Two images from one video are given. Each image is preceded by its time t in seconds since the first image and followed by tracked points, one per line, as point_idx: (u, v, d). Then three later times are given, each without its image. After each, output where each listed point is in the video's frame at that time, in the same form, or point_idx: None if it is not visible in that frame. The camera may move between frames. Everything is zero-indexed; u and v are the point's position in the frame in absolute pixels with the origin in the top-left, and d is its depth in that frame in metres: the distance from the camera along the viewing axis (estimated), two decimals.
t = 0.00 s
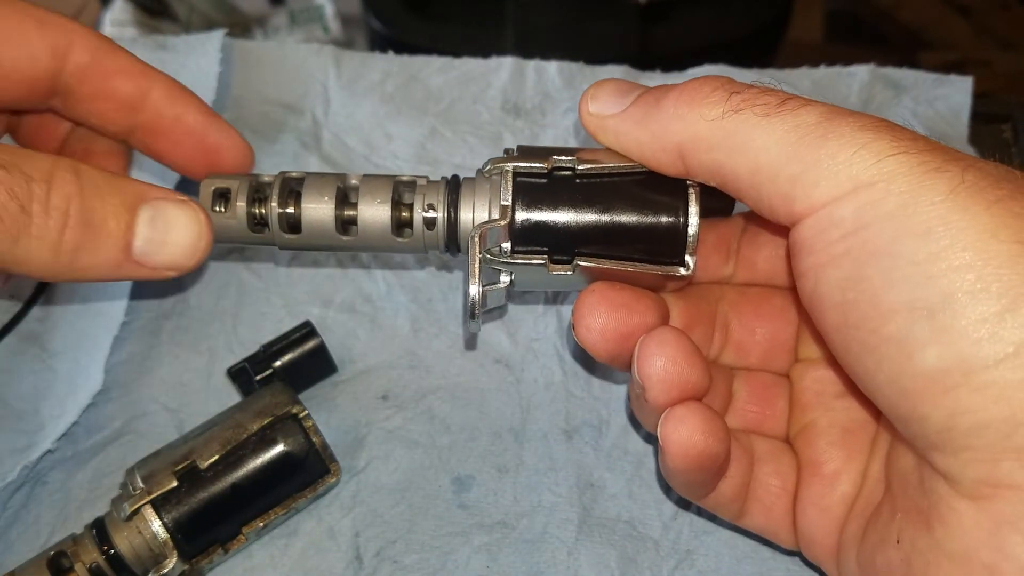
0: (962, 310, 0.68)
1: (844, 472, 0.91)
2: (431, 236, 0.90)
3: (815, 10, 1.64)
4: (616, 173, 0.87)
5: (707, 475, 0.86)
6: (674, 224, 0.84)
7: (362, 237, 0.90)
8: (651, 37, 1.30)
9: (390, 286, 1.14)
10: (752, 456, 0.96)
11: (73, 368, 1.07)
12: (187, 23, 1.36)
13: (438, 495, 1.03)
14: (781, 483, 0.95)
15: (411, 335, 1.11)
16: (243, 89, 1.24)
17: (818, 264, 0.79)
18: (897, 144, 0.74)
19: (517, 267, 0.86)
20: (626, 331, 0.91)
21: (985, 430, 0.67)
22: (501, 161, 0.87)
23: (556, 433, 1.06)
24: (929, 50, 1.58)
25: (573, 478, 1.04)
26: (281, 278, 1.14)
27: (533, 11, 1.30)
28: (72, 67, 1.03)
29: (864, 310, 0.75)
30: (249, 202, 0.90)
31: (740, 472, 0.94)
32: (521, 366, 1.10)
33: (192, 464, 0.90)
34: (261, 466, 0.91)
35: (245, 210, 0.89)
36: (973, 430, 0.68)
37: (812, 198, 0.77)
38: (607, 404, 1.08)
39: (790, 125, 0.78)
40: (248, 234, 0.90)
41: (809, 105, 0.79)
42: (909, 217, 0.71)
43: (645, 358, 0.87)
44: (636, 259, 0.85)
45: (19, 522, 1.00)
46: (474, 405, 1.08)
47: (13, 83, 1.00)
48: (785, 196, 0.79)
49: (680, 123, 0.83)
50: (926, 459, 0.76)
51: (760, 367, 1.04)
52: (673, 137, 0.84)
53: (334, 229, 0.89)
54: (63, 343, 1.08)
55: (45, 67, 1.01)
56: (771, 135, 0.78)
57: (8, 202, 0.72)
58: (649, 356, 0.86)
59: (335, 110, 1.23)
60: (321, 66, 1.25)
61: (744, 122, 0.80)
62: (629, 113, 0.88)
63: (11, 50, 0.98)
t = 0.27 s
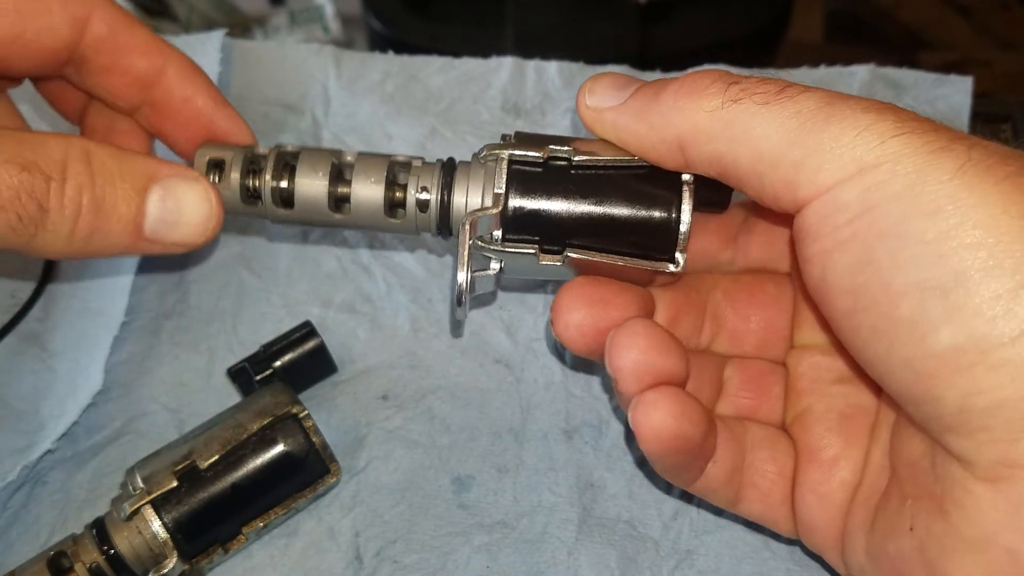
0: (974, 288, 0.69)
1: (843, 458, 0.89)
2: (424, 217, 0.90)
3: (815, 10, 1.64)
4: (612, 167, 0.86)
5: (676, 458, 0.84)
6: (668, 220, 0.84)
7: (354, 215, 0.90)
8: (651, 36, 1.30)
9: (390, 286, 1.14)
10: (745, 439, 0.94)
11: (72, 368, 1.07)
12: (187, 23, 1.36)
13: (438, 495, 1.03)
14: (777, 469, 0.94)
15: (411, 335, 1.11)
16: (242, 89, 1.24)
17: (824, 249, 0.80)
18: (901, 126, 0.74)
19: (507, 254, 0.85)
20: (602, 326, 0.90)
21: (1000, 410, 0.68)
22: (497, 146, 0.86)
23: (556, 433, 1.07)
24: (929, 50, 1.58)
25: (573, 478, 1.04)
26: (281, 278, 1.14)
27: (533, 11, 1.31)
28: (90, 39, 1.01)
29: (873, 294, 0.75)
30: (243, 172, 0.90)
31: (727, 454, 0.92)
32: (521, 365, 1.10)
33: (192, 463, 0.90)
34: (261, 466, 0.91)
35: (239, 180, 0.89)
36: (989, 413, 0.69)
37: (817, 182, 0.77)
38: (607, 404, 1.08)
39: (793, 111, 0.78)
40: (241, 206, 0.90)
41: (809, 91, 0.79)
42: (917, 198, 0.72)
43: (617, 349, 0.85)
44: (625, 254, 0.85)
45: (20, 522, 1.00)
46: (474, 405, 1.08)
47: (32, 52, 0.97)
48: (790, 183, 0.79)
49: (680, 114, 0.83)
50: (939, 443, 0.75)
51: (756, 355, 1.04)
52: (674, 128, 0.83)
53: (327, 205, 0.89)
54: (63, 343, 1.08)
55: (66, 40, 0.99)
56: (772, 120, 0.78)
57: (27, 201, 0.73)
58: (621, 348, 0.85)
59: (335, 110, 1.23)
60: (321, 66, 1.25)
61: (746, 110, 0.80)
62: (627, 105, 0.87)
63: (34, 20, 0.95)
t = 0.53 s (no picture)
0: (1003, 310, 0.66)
1: (859, 442, 0.92)
2: (420, 202, 0.90)
3: (814, 10, 1.64)
4: (607, 169, 0.86)
5: (671, 472, 0.90)
6: (658, 226, 0.84)
7: (351, 192, 0.90)
8: (651, 37, 1.31)
9: (390, 285, 1.15)
10: (752, 440, 0.96)
11: (73, 368, 1.07)
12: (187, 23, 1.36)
13: (438, 494, 1.03)
14: (792, 458, 0.96)
15: (411, 334, 1.12)
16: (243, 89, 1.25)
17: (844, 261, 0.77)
18: (917, 130, 0.70)
19: (498, 246, 0.86)
20: (579, 336, 0.94)
21: None
22: (498, 139, 0.86)
23: (556, 433, 1.07)
24: (929, 51, 1.59)
25: (573, 478, 1.04)
26: (281, 278, 1.15)
27: (533, 11, 1.31)
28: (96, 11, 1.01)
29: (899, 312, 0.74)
30: (245, 139, 0.89)
31: (731, 452, 0.95)
32: (521, 365, 1.11)
33: (193, 463, 0.91)
34: (261, 466, 0.91)
35: (240, 146, 0.89)
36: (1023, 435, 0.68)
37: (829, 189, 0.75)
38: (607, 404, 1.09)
39: (800, 115, 0.75)
40: (240, 172, 0.90)
41: (817, 89, 0.76)
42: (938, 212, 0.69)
43: (590, 371, 0.90)
44: (615, 257, 0.85)
45: (21, 522, 1.01)
46: (474, 405, 1.08)
47: (41, 25, 0.98)
48: (802, 188, 0.78)
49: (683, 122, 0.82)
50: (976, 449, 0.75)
51: (752, 336, 1.05)
52: (675, 137, 0.83)
53: (325, 179, 0.89)
54: (64, 342, 1.08)
55: (72, 12, 0.99)
56: (780, 126, 0.76)
57: (36, 176, 0.74)
58: (595, 370, 0.89)
59: (335, 110, 1.24)
60: (321, 66, 1.26)
61: (753, 114, 0.78)
62: (638, 101, 0.86)
63: None
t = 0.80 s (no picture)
0: None
1: (859, 448, 0.95)
2: (425, 213, 0.88)
3: (814, 11, 1.64)
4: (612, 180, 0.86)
5: (651, 463, 0.97)
6: (658, 241, 0.85)
7: (356, 204, 0.87)
8: (651, 37, 1.31)
9: (390, 285, 1.15)
10: (749, 438, 1.00)
11: (73, 368, 1.07)
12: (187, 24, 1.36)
13: (438, 494, 1.03)
14: (788, 456, 0.99)
15: (411, 335, 1.12)
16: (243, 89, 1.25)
17: (870, 305, 0.79)
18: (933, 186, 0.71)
19: (501, 257, 0.86)
20: (561, 327, 1.03)
21: None
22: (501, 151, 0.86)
23: (556, 433, 1.07)
24: (929, 50, 1.59)
25: (573, 478, 1.05)
26: (282, 278, 1.15)
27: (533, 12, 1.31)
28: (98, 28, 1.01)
29: (930, 357, 0.76)
30: (250, 150, 0.87)
31: (720, 446, 0.98)
32: (521, 365, 1.11)
33: (193, 463, 0.91)
34: (261, 466, 0.91)
35: (246, 158, 0.86)
36: None
37: (852, 245, 0.76)
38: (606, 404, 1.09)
39: (814, 183, 0.75)
40: (245, 183, 0.87)
41: (821, 152, 0.76)
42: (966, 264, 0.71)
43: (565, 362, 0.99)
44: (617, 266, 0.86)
45: (20, 522, 1.00)
46: (474, 405, 1.08)
47: (43, 47, 0.97)
48: (823, 245, 0.78)
49: (694, 199, 0.80)
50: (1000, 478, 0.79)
51: (752, 333, 1.08)
52: (688, 213, 0.81)
53: (330, 191, 0.86)
54: (64, 343, 1.08)
55: (77, 29, 0.98)
56: (795, 192, 0.76)
57: (48, 193, 0.74)
58: (568, 363, 0.99)
59: (335, 111, 1.24)
60: (321, 66, 1.26)
61: (764, 188, 0.77)
62: (643, 168, 0.81)
63: (47, 16, 0.95)
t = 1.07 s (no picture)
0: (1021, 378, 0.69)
1: (847, 455, 0.96)
2: (433, 243, 0.91)
3: (814, 11, 1.65)
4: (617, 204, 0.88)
5: (645, 459, 0.99)
6: (668, 252, 0.87)
7: (366, 235, 0.90)
8: (651, 36, 1.30)
9: (390, 286, 1.15)
10: (741, 439, 1.01)
11: (73, 368, 1.07)
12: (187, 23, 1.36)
13: (438, 494, 1.03)
14: (779, 458, 1.00)
15: (411, 335, 1.12)
16: (243, 89, 1.25)
17: (863, 305, 0.78)
18: (937, 185, 0.71)
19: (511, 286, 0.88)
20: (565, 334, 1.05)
21: None
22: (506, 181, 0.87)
23: (556, 433, 1.07)
24: (929, 51, 1.59)
25: (573, 478, 1.05)
26: (282, 278, 1.15)
27: (532, 12, 1.31)
28: (105, 63, 1.01)
29: (917, 366, 0.75)
30: (258, 186, 0.89)
31: (715, 445, 1.00)
32: (521, 365, 1.11)
33: (193, 463, 0.91)
34: (261, 466, 0.91)
35: (254, 194, 0.89)
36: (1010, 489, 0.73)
37: (850, 241, 0.76)
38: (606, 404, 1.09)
39: (818, 173, 0.75)
40: (254, 220, 0.90)
41: (826, 145, 0.76)
42: (961, 270, 0.71)
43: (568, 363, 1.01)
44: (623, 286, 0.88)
45: (20, 522, 1.00)
46: (474, 405, 1.08)
47: (54, 86, 0.97)
48: (822, 239, 0.78)
49: (696, 193, 0.81)
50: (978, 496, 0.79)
51: (753, 340, 1.09)
52: (690, 207, 0.81)
53: (339, 224, 0.89)
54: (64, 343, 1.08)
55: (84, 66, 0.98)
56: (796, 183, 0.76)
57: (63, 241, 0.73)
58: (573, 364, 1.01)
59: (335, 110, 1.24)
60: (321, 66, 1.26)
61: (768, 176, 0.77)
62: (639, 184, 0.83)
63: (57, 53, 0.95)
